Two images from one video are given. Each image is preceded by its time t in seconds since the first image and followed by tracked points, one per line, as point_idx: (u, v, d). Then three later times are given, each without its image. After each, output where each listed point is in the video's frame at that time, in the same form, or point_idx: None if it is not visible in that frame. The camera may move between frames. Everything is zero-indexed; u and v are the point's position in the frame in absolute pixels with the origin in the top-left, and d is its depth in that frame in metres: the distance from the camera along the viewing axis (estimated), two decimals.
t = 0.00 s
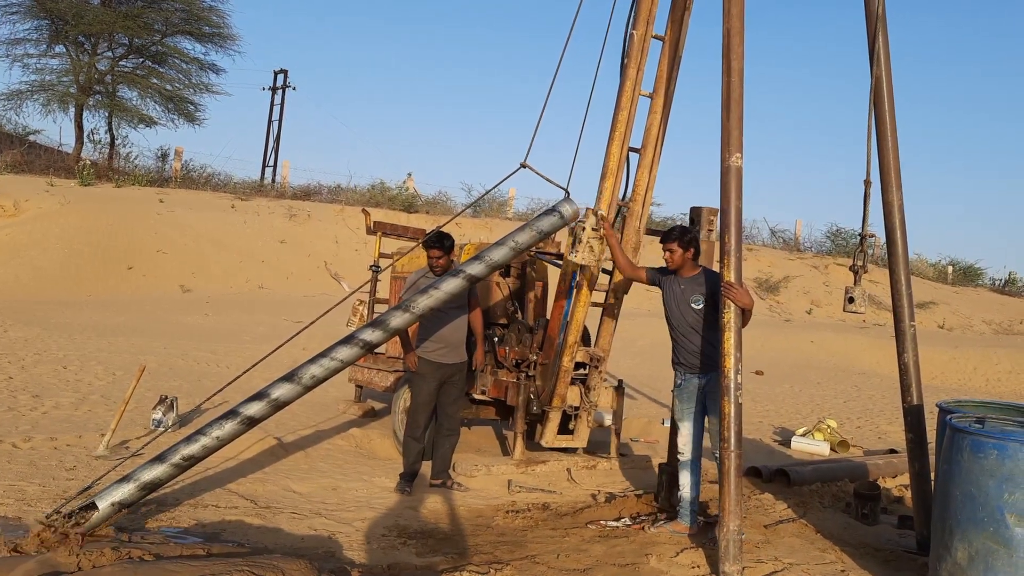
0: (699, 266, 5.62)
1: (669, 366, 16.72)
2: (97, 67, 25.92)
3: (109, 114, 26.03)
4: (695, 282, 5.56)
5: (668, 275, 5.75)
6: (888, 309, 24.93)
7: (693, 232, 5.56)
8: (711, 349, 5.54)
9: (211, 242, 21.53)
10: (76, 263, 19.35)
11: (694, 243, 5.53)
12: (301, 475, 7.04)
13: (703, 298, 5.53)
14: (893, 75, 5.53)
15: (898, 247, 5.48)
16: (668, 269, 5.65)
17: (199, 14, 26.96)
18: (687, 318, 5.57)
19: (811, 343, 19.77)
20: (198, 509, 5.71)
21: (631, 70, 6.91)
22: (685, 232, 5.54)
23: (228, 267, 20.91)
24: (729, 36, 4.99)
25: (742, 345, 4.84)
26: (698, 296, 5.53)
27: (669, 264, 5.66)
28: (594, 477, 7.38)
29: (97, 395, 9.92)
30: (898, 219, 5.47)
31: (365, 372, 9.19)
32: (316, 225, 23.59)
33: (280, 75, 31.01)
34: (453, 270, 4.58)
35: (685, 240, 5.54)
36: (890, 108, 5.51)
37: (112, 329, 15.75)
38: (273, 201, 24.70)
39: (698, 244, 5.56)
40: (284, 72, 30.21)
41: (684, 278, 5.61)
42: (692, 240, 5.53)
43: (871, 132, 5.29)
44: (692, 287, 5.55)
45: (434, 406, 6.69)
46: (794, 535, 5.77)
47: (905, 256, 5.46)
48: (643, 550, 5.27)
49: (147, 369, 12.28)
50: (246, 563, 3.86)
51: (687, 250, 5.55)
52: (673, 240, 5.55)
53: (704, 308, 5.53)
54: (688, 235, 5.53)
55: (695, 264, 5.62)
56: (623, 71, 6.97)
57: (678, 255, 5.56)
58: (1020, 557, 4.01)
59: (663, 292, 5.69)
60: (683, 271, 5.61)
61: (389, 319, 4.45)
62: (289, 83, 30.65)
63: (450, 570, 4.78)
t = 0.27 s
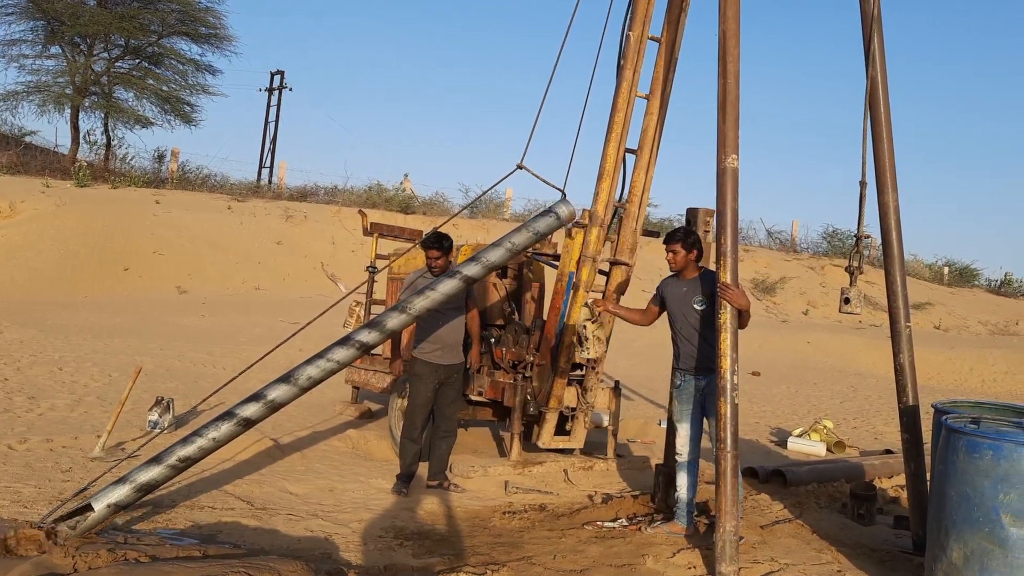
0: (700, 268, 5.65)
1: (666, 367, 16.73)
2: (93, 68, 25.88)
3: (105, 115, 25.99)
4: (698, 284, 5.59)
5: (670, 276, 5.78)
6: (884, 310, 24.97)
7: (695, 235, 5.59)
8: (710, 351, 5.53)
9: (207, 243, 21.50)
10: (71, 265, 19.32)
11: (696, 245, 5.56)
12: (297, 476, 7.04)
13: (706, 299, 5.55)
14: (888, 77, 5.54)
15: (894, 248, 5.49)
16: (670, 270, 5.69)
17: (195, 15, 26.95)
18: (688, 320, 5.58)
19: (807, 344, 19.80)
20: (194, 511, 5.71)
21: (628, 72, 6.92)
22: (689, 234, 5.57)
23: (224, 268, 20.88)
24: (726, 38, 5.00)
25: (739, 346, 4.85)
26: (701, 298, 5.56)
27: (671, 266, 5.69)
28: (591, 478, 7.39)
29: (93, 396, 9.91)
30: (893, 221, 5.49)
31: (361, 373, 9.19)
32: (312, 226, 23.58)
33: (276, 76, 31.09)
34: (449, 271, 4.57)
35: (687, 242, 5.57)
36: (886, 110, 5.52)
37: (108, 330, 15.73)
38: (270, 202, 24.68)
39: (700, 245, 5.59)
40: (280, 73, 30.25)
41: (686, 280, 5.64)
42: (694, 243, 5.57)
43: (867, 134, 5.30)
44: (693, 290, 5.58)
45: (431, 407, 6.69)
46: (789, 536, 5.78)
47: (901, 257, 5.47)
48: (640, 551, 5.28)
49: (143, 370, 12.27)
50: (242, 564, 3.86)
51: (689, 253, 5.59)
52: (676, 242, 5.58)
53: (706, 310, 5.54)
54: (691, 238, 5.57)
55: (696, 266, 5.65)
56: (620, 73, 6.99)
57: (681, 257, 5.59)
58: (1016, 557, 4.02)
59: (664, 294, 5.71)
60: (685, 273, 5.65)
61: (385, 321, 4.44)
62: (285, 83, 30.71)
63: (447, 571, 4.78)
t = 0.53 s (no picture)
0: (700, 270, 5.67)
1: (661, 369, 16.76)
2: (87, 70, 25.84)
3: (100, 117, 25.94)
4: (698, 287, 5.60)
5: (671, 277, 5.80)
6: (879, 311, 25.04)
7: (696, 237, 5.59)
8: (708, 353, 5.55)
9: (202, 245, 21.47)
10: (66, 267, 19.28)
11: (696, 247, 5.57)
12: (292, 478, 7.03)
13: (704, 302, 5.56)
14: (881, 79, 5.56)
15: (888, 250, 5.51)
16: (670, 272, 5.72)
17: (190, 17, 26.93)
18: (687, 322, 5.59)
19: (802, 345, 19.84)
20: (189, 513, 5.70)
21: (622, 73, 6.94)
22: (690, 236, 5.58)
23: (219, 270, 20.85)
24: (720, 40, 5.01)
25: (734, 347, 4.86)
26: (701, 300, 5.56)
27: (672, 267, 5.70)
28: (587, 479, 7.39)
29: (88, 399, 9.89)
30: (888, 222, 5.51)
31: (357, 375, 9.19)
32: (308, 228, 23.55)
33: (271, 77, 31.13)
34: (444, 273, 4.56)
35: (688, 244, 5.58)
36: (880, 113, 5.54)
37: (102, 333, 15.69)
38: (265, 204, 24.65)
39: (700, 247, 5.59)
40: (275, 74, 30.28)
41: (685, 283, 5.66)
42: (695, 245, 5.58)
43: (860, 136, 5.32)
44: (692, 291, 5.60)
45: (426, 409, 6.69)
46: (784, 537, 5.80)
47: (895, 259, 5.49)
48: (635, 552, 5.28)
49: (138, 372, 12.25)
50: (238, 567, 3.85)
51: (689, 254, 5.59)
52: (676, 243, 5.60)
53: (705, 312, 5.55)
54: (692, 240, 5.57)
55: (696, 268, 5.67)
56: (614, 75, 7.00)
57: (681, 258, 5.60)
58: (1009, 557, 4.05)
59: (664, 296, 5.73)
60: (685, 274, 5.66)
61: (381, 323, 4.44)
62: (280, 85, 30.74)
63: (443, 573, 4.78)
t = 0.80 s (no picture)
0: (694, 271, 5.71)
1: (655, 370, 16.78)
2: (80, 71, 25.78)
3: (92, 119, 25.87)
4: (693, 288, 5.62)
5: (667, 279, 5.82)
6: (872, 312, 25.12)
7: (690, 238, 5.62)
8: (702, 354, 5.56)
9: (195, 247, 21.42)
10: (59, 269, 19.22)
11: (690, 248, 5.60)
12: (287, 480, 7.03)
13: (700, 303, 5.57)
14: (874, 80, 5.58)
15: (881, 250, 5.53)
16: (666, 273, 5.73)
17: (183, 18, 26.90)
18: (682, 323, 5.60)
19: (795, 345, 19.89)
20: (183, 515, 5.70)
21: (616, 75, 6.95)
22: (684, 238, 5.60)
23: (212, 272, 20.82)
24: (713, 42, 5.03)
25: (727, 347, 4.88)
26: (697, 301, 5.57)
27: (667, 269, 5.72)
28: (581, 480, 7.40)
29: (81, 401, 9.87)
30: (881, 223, 5.53)
31: (351, 377, 9.19)
32: (302, 230, 23.53)
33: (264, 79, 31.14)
34: (438, 274, 4.56)
35: (682, 246, 5.60)
36: (872, 114, 5.57)
37: (95, 335, 15.64)
38: (258, 206, 24.61)
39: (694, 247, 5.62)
40: (269, 75, 30.29)
41: (680, 283, 5.68)
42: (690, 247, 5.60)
43: (853, 137, 5.34)
44: (687, 292, 5.62)
45: (420, 411, 6.69)
46: (778, 537, 5.81)
47: (887, 259, 5.51)
48: (629, 552, 5.30)
49: (131, 375, 12.23)
50: (232, 568, 3.86)
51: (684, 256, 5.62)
52: (671, 245, 5.61)
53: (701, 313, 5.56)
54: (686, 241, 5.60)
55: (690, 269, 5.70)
56: (608, 76, 7.02)
57: (676, 259, 5.62)
58: (1000, 556, 4.07)
59: (659, 297, 5.74)
60: (679, 276, 5.69)
61: (375, 324, 4.44)
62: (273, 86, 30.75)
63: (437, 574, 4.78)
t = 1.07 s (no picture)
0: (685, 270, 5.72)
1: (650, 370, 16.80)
2: (73, 72, 25.71)
3: (85, 119, 25.80)
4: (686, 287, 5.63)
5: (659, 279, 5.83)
6: (865, 311, 25.19)
7: (681, 237, 5.64)
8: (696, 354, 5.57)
9: (188, 248, 21.38)
10: (51, 270, 19.17)
11: (681, 247, 5.62)
12: (281, 481, 7.02)
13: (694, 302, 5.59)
14: (866, 80, 5.60)
15: (874, 249, 5.54)
16: (658, 274, 5.75)
17: (175, 18, 26.84)
18: (676, 323, 5.61)
19: (789, 345, 19.94)
20: (177, 516, 5.69)
21: (609, 75, 6.97)
22: (675, 237, 5.62)
23: (206, 272, 20.77)
24: (706, 42, 5.04)
25: (721, 347, 4.89)
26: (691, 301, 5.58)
27: (659, 268, 5.73)
28: (575, 480, 7.41)
29: (74, 403, 9.83)
30: (874, 222, 5.54)
31: (345, 377, 9.19)
32: (296, 231, 23.49)
33: (258, 80, 31.16)
34: (433, 274, 4.55)
35: (673, 245, 5.62)
36: (864, 113, 5.59)
37: (88, 336, 15.60)
38: (252, 206, 24.57)
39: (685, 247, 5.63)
40: (262, 76, 30.27)
41: (673, 284, 5.69)
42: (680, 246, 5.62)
43: (846, 136, 5.36)
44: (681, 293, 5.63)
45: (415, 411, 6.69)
46: (772, 536, 5.82)
47: (880, 258, 5.53)
48: (623, 552, 5.30)
49: (124, 376, 12.19)
50: (226, 568, 3.86)
51: (675, 255, 5.63)
52: (663, 245, 5.63)
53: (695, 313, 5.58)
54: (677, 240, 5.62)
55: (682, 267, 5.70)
56: (602, 76, 7.03)
57: (668, 259, 5.63)
58: (994, 554, 4.09)
59: (651, 298, 5.74)
60: (671, 275, 5.70)
61: (369, 324, 4.43)
62: (266, 87, 30.74)
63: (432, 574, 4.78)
